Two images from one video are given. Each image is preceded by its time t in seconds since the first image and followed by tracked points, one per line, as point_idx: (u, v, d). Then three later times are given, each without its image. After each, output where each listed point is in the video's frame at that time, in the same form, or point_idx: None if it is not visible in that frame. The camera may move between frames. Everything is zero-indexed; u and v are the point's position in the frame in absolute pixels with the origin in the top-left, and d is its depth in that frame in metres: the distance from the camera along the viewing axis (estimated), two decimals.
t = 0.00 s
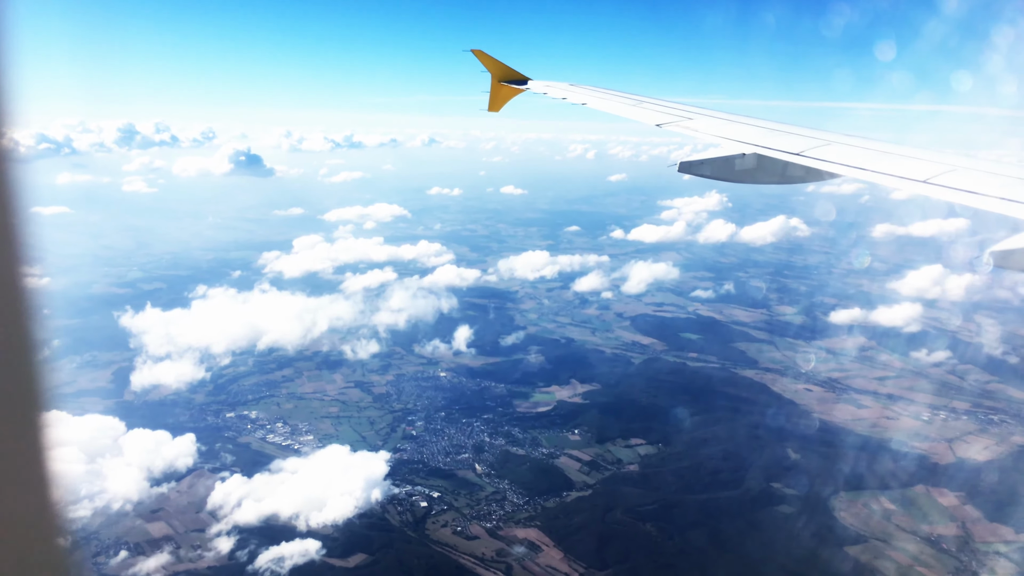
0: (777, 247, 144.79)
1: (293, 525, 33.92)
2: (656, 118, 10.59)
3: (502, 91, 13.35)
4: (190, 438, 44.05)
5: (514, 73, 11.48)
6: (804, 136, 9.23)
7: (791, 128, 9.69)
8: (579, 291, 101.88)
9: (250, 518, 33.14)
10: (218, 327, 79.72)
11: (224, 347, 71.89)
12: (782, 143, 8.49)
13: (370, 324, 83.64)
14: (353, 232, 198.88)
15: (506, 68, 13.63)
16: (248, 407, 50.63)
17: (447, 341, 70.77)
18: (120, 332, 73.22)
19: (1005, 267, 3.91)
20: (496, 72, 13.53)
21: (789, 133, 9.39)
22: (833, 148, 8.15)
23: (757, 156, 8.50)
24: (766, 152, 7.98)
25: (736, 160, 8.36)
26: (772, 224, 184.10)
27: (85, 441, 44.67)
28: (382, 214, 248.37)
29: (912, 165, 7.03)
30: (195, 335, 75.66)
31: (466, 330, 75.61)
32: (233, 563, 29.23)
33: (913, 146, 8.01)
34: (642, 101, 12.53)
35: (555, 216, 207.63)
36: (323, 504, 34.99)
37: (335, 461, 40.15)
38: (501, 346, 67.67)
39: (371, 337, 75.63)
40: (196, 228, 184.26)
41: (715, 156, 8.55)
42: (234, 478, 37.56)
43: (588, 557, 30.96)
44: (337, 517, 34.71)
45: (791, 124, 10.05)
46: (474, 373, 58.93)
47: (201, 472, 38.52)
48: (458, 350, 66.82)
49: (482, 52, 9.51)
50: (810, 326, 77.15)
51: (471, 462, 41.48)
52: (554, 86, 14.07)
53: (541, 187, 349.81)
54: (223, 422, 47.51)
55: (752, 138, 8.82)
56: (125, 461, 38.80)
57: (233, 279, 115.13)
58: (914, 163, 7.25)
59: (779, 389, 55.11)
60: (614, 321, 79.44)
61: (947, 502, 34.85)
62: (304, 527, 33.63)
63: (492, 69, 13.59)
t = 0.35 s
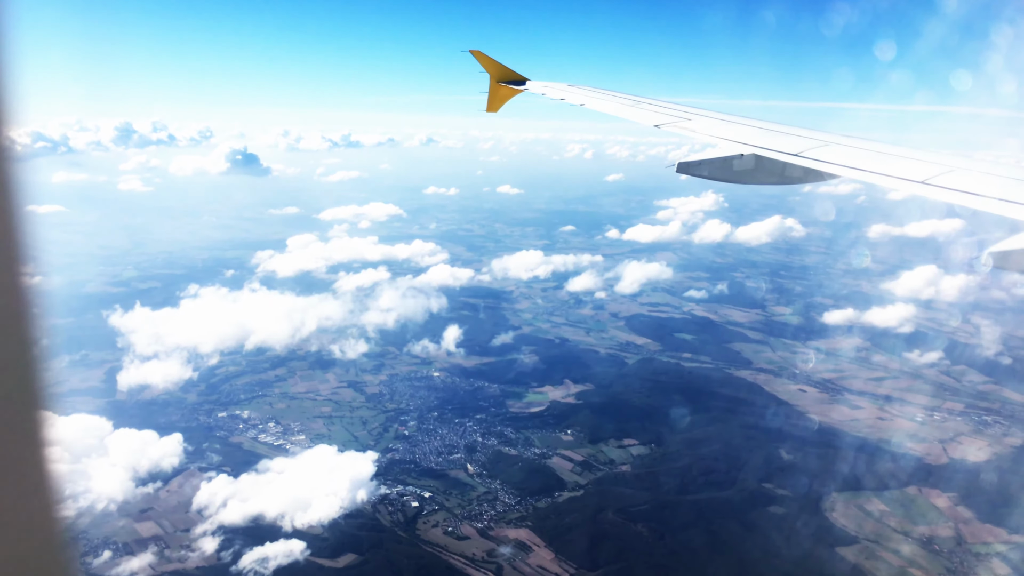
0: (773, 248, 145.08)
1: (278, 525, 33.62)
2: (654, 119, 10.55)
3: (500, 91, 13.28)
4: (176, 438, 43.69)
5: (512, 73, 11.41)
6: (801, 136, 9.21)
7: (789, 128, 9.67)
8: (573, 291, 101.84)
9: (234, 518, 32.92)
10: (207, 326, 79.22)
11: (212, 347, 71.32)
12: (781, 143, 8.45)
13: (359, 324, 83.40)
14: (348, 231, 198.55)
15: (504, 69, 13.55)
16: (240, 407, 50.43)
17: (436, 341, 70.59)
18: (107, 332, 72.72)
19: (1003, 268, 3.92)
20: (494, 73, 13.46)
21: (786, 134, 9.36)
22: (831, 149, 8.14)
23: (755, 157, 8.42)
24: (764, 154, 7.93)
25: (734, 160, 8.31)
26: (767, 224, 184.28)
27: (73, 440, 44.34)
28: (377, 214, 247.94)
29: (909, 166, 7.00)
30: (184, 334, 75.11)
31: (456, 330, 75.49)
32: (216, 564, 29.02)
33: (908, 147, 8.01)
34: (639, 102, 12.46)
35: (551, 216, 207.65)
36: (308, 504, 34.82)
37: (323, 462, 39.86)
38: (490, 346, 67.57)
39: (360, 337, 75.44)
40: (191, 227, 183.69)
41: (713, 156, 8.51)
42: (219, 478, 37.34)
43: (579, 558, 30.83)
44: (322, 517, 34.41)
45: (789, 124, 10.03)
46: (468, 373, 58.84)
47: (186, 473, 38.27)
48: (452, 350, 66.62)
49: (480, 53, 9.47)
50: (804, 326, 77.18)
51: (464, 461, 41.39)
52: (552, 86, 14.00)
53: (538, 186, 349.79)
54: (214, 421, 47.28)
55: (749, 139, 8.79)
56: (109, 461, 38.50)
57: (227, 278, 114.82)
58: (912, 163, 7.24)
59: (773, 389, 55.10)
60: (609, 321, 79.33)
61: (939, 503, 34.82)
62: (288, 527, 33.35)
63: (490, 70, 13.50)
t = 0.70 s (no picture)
0: (769, 249, 145.17)
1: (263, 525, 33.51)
2: (653, 120, 10.53)
3: (500, 92, 13.21)
4: (163, 438, 43.40)
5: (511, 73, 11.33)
6: (801, 137, 9.15)
7: (790, 129, 9.64)
8: (567, 291, 101.86)
9: (219, 519, 32.75)
10: (196, 326, 78.89)
11: (203, 347, 71.04)
12: (782, 144, 8.43)
13: (348, 324, 83.38)
14: (344, 231, 198.40)
15: (503, 70, 13.46)
16: (234, 407, 50.18)
17: (425, 341, 70.61)
18: (96, 331, 72.58)
19: (1003, 270, 3.85)
20: (494, 73, 13.38)
21: (787, 134, 9.30)
22: (831, 149, 8.11)
23: (755, 159, 8.39)
24: (764, 155, 7.87)
25: (734, 161, 8.29)
26: (764, 225, 184.33)
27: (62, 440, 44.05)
28: (374, 214, 248.09)
29: (909, 167, 6.97)
30: (173, 334, 74.78)
31: (446, 330, 75.55)
32: (200, 565, 28.86)
33: (908, 148, 7.96)
34: (639, 103, 12.40)
35: (548, 216, 207.79)
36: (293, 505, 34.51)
37: (310, 462, 39.68)
38: (480, 347, 67.62)
39: (349, 336, 75.42)
40: (188, 227, 183.51)
41: (711, 157, 8.48)
42: (206, 478, 37.15)
43: (570, 559, 30.66)
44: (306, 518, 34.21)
45: (788, 125, 10.00)
46: (462, 374, 58.68)
47: (173, 473, 38.03)
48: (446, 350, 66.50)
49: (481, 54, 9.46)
50: (801, 327, 77.12)
51: (456, 462, 41.19)
52: (552, 86, 13.91)
53: (535, 187, 349.90)
54: (207, 421, 47.03)
55: (750, 140, 8.77)
56: (96, 461, 38.24)
57: (222, 278, 114.73)
58: (913, 164, 7.21)
59: (768, 390, 54.93)
60: (604, 322, 79.21)
61: (933, 505, 34.65)
62: (273, 528, 33.22)
63: (490, 70, 13.39)
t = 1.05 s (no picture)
0: (766, 249, 145.15)
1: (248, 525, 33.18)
2: (653, 120, 10.57)
3: (500, 92, 13.13)
4: (151, 439, 43.11)
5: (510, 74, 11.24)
6: (801, 137, 9.19)
7: (789, 129, 9.70)
8: (562, 292, 101.79)
9: (205, 520, 32.49)
10: (186, 326, 78.52)
11: (193, 347, 70.68)
12: (782, 145, 8.46)
13: (337, 324, 83.25)
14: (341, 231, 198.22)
15: (504, 70, 13.35)
16: (227, 407, 49.89)
17: (416, 342, 70.52)
18: (84, 333, 72.34)
19: (1004, 271, 4.04)
20: (495, 74, 13.28)
21: (787, 135, 9.34)
22: (830, 150, 8.16)
23: (755, 159, 8.44)
24: (763, 156, 7.90)
25: (734, 162, 8.34)
26: (761, 226, 184.22)
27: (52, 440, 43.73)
28: (370, 214, 248.08)
29: (908, 167, 7.04)
30: (163, 333, 74.31)
31: (436, 330, 75.53)
32: (184, 566, 28.61)
33: (908, 148, 8.01)
34: (638, 103, 12.41)
35: (545, 217, 207.80)
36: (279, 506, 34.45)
37: (298, 462, 39.47)
38: (468, 347, 67.54)
39: (339, 337, 75.20)
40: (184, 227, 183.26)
41: (712, 157, 8.52)
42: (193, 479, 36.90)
43: (561, 560, 30.48)
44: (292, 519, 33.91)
45: (787, 125, 10.04)
46: (457, 374, 58.54)
47: (161, 474, 37.77)
48: (441, 351, 66.39)
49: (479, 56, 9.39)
50: (797, 328, 77.01)
51: (449, 463, 41.00)
52: (553, 87, 13.87)
53: (533, 188, 349.82)
54: (201, 421, 46.68)
55: (750, 140, 8.81)
56: (83, 462, 37.97)
57: (217, 278, 114.50)
58: (913, 164, 7.28)
59: (763, 392, 54.78)
60: (600, 322, 79.06)
61: (926, 506, 34.45)
62: (258, 528, 32.92)
63: (490, 71, 13.29)
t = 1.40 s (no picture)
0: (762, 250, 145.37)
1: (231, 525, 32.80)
2: (653, 119, 10.54)
3: (500, 91, 13.15)
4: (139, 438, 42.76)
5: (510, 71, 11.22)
6: (802, 137, 9.14)
7: (790, 129, 9.67)
8: (556, 292, 101.81)
9: (188, 521, 32.18)
10: (175, 324, 78.19)
11: (185, 347, 70.34)
12: (782, 144, 8.43)
13: (326, 324, 83.26)
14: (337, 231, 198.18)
15: (503, 69, 13.38)
16: (220, 407, 49.56)
17: (405, 342, 70.43)
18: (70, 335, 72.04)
19: (1003, 270, 3.93)
20: (494, 72, 13.31)
21: (788, 134, 9.31)
22: (831, 150, 8.14)
23: (756, 158, 8.39)
24: (763, 155, 7.85)
25: (734, 161, 8.30)
26: (756, 227, 184.42)
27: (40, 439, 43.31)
28: (366, 214, 248.10)
29: (907, 166, 7.00)
30: (152, 333, 73.84)
31: (426, 331, 75.61)
32: (167, 568, 28.31)
33: (908, 148, 7.96)
34: (639, 102, 12.40)
35: (541, 217, 208.05)
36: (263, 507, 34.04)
37: (284, 463, 39.24)
38: (458, 347, 67.57)
39: (328, 337, 75.01)
40: (180, 227, 182.90)
41: (712, 157, 8.50)
42: (179, 479, 36.70)
43: (552, 562, 30.33)
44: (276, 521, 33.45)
45: (787, 125, 10.01)
46: (451, 374, 58.44)
47: (148, 474, 37.45)
48: (435, 351, 66.32)
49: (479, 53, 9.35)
50: (791, 329, 77.04)
51: (441, 463, 40.82)
52: (552, 86, 13.88)
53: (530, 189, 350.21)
54: (193, 421, 46.28)
55: (751, 140, 8.78)
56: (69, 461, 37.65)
57: (211, 278, 114.32)
58: (912, 164, 7.25)
59: (757, 392, 54.71)
60: (595, 323, 79.07)
61: (919, 507, 34.32)
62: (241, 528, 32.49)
63: (489, 70, 13.33)
